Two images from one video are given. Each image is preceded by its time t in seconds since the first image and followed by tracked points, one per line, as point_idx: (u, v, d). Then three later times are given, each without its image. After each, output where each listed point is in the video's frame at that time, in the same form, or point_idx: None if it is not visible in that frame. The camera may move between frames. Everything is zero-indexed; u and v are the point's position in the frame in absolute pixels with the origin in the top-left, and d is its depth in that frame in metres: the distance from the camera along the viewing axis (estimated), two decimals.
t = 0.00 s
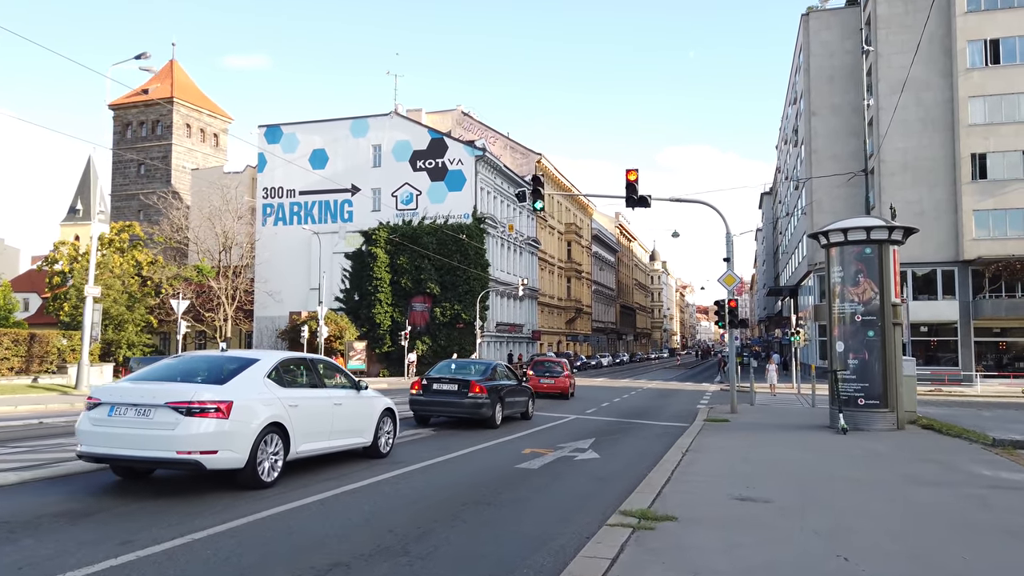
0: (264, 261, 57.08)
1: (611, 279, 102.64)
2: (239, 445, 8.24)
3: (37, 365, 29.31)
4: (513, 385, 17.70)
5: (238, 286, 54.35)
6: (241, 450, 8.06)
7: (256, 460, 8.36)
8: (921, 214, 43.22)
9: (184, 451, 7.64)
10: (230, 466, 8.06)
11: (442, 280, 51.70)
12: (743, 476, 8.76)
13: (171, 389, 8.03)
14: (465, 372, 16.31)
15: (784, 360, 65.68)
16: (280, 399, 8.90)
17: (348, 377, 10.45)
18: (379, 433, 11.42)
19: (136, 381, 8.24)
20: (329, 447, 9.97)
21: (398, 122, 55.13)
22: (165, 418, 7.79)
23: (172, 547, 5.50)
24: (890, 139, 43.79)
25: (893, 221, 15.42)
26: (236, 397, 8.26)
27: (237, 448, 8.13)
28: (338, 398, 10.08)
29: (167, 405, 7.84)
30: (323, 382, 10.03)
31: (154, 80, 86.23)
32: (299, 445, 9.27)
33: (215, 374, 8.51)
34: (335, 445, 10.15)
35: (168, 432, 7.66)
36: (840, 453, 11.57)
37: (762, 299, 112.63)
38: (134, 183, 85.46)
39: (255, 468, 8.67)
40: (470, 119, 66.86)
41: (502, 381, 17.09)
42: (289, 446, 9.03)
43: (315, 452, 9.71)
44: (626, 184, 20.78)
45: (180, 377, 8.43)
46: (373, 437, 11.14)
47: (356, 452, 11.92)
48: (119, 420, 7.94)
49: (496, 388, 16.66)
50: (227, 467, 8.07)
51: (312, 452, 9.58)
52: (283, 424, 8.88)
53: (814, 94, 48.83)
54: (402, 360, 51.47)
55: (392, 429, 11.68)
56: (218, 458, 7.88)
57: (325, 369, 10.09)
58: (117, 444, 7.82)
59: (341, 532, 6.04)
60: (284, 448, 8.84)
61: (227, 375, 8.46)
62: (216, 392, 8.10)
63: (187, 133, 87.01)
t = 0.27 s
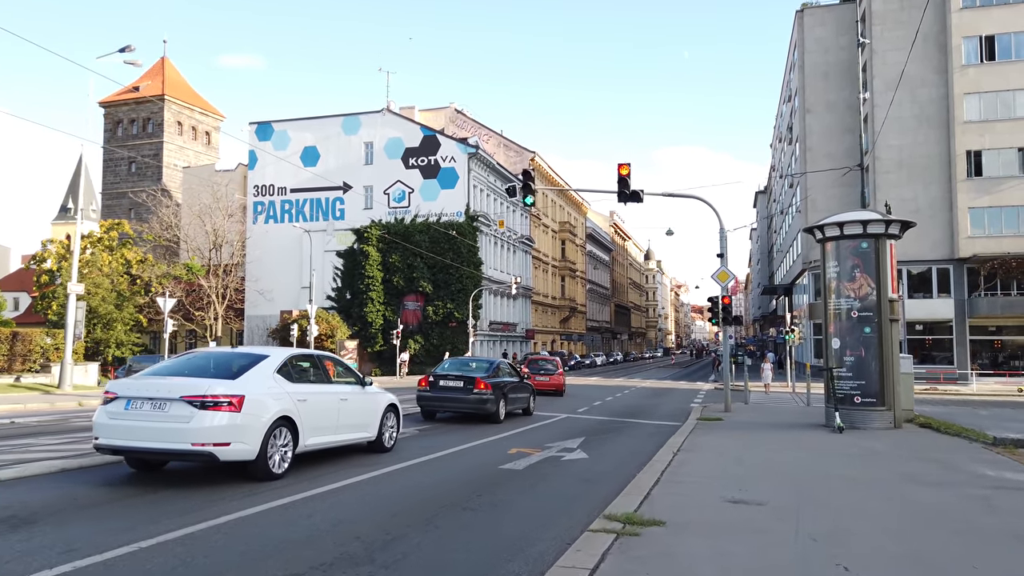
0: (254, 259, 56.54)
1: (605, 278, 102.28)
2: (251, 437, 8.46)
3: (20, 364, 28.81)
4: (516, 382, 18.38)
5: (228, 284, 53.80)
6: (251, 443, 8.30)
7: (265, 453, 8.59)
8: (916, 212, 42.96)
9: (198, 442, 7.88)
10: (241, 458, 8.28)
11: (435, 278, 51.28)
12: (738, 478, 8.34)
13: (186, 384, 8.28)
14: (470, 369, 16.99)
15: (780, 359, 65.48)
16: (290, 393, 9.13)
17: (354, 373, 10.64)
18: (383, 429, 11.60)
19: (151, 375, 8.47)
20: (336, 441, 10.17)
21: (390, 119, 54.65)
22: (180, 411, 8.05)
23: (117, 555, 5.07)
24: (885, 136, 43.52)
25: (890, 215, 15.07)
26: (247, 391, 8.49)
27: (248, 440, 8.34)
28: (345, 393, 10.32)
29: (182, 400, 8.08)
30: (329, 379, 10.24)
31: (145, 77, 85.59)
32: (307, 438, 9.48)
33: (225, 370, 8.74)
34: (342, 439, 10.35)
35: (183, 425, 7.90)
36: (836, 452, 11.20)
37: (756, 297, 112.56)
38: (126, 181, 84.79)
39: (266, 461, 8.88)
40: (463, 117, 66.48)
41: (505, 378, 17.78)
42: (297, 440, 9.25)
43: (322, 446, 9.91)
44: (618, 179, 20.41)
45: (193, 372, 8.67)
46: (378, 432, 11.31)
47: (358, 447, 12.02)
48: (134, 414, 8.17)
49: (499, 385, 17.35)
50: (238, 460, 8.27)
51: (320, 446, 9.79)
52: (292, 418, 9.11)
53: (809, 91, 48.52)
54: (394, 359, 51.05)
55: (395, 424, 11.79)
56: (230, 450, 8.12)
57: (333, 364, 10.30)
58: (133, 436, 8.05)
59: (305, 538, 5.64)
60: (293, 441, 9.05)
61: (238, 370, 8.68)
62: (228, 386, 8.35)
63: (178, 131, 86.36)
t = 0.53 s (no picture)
0: (249, 258, 56.08)
1: (603, 278, 101.92)
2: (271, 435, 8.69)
3: (6, 365, 28.33)
4: (522, 382, 18.97)
5: (221, 284, 53.40)
6: (272, 440, 8.53)
7: (286, 450, 8.81)
8: (915, 211, 42.63)
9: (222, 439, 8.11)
10: (262, 454, 8.50)
11: (430, 278, 50.88)
12: (737, 485, 7.95)
13: (209, 383, 8.54)
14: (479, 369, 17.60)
15: (778, 359, 65.15)
16: (307, 393, 9.37)
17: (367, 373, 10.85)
18: (394, 427, 11.79)
19: (174, 375, 8.70)
20: (351, 439, 10.38)
21: (385, 117, 54.21)
22: (204, 409, 8.27)
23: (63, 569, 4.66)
24: (884, 134, 43.19)
25: (891, 211, 14.71)
26: (268, 391, 8.72)
27: (269, 437, 8.57)
28: (359, 392, 10.56)
29: (206, 398, 8.33)
30: (344, 378, 10.45)
31: (139, 76, 85.15)
32: (323, 436, 9.70)
33: (245, 370, 8.98)
34: (355, 437, 10.56)
35: (207, 423, 8.14)
36: (838, 455, 10.81)
37: (754, 298, 112.16)
38: (120, 180, 84.20)
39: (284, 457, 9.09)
40: (459, 115, 66.08)
41: (512, 378, 18.37)
42: (315, 437, 9.47)
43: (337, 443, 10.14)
44: (614, 176, 20.00)
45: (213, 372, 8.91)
46: (389, 430, 11.51)
47: (371, 444, 12.23)
48: (160, 413, 8.40)
49: (507, 385, 17.93)
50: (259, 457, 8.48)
51: (335, 444, 10.00)
52: (310, 416, 9.36)
53: (807, 89, 48.17)
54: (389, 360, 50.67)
55: (405, 423, 11.99)
56: (253, 447, 8.36)
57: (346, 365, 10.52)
58: (159, 434, 8.27)
59: (271, 551, 5.23)
60: (311, 439, 9.27)
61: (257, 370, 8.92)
62: (249, 386, 8.57)
63: (173, 130, 85.84)
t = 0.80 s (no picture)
0: (243, 257, 55.63)
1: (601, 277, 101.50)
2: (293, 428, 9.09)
3: None
4: (528, 379, 19.95)
5: (216, 283, 53.00)
6: (295, 434, 8.96)
7: (307, 443, 9.25)
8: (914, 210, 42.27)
9: (248, 433, 8.51)
10: (284, 448, 8.89)
11: (426, 277, 50.48)
12: (732, 489, 7.57)
13: (235, 380, 8.96)
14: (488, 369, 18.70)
15: (776, 359, 64.84)
16: (327, 389, 9.80)
17: (380, 371, 11.22)
18: (405, 422, 12.15)
19: (201, 372, 9.13)
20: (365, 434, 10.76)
21: (381, 115, 53.78)
22: (230, 405, 8.69)
23: None
24: (883, 132, 42.85)
25: (893, 207, 14.34)
26: (290, 387, 9.14)
27: (290, 431, 8.96)
28: (373, 389, 10.98)
29: (232, 394, 8.73)
30: (359, 376, 10.88)
31: (135, 74, 84.77)
32: (339, 431, 10.09)
33: (267, 368, 9.38)
34: (369, 432, 10.93)
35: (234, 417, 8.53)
36: (838, 457, 10.42)
37: (753, 298, 111.70)
38: (115, 179, 83.73)
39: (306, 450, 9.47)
40: (457, 114, 65.68)
41: (519, 376, 19.39)
42: (332, 432, 9.87)
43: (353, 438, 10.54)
44: (610, 171, 19.61)
45: (238, 369, 9.32)
46: (401, 426, 11.93)
47: (383, 441, 12.63)
48: (188, 408, 8.83)
49: (514, 383, 18.94)
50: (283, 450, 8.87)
51: (352, 438, 10.40)
52: (329, 412, 9.79)
53: (806, 87, 47.83)
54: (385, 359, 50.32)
55: (416, 420, 12.39)
56: (278, 441, 8.81)
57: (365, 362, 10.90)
58: (189, 428, 8.70)
59: (227, 562, 4.84)
60: (330, 434, 9.70)
61: (280, 368, 9.32)
62: (273, 382, 9.00)
63: (169, 128, 85.41)
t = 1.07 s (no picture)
0: (238, 256, 55.14)
1: (599, 277, 101.12)
2: (314, 426, 9.54)
3: None
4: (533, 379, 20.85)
5: (209, 282, 52.53)
6: (316, 431, 9.40)
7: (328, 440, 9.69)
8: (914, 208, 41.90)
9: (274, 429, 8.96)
10: (307, 443, 9.33)
11: (422, 276, 50.05)
12: (726, 497, 7.13)
13: (260, 379, 9.41)
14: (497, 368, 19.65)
15: (775, 359, 64.51)
16: (345, 388, 10.22)
17: (395, 370, 11.61)
18: (417, 420, 12.51)
19: (228, 372, 9.56)
20: (380, 432, 11.15)
21: (376, 114, 53.35)
22: (257, 402, 9.12)
23: None
24: (882, 130, 42.52)
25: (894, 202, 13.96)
26: (311, 387, 9.56)
27: (312, 428, 9.40)
28: (388, 389, 11.41)
29: (258, 393, 9.18)
30: (375, 375, 11.30)
31: (129, 73, 84.37)
32: (357, 428, 10.52)
33: (289, 367, 9.81)
34: (384, 430, 11.32)
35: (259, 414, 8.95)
36: (838, 461, 10.00)
37: (751, 298, 111.31)
38: (110, 178, 83.19)
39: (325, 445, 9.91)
40: (453, 113, 65.30)
41: (525, 375, 20.29)
42: (349, 429, 10.28)
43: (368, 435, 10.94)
44: (604, 167, 19.20)
45: (262, 368, 9.76)
46: (413, 423, 12.36)
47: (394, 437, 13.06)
48: (216, 406, 9.26)
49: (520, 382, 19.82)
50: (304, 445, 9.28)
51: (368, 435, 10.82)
52: (348, 410, 10.21)
53: (804, 85, 47.47)
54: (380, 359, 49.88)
55: (427, 417, 12.78)
56: (301, 437, 9.24)
57: (382, 362, 11.34)
58: (217, 424, 9.14)
59: None
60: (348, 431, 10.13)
61: (301, 367, 9.75)
62: (295, 381, 9.42)
63: (164, 127, 84.94)
